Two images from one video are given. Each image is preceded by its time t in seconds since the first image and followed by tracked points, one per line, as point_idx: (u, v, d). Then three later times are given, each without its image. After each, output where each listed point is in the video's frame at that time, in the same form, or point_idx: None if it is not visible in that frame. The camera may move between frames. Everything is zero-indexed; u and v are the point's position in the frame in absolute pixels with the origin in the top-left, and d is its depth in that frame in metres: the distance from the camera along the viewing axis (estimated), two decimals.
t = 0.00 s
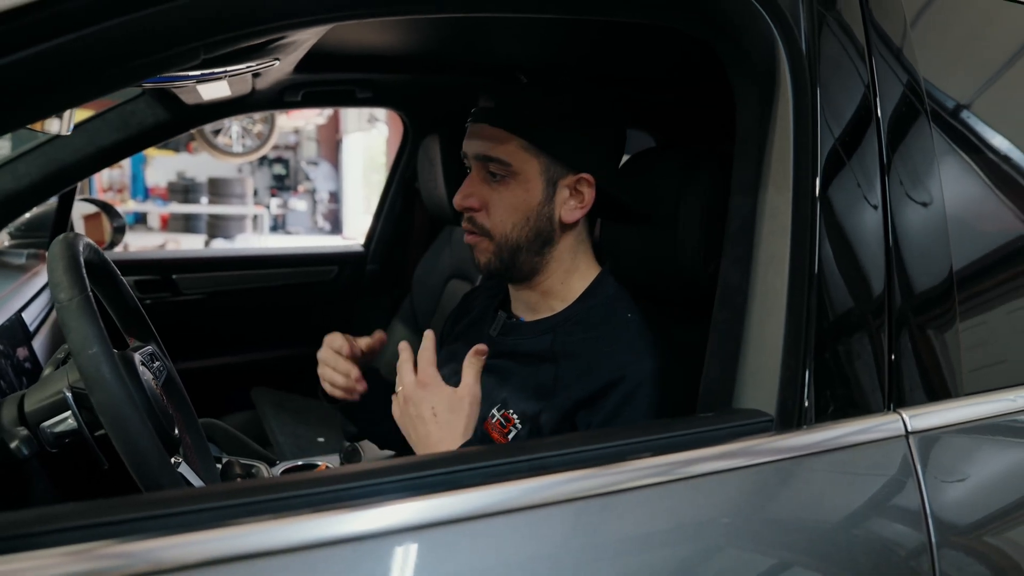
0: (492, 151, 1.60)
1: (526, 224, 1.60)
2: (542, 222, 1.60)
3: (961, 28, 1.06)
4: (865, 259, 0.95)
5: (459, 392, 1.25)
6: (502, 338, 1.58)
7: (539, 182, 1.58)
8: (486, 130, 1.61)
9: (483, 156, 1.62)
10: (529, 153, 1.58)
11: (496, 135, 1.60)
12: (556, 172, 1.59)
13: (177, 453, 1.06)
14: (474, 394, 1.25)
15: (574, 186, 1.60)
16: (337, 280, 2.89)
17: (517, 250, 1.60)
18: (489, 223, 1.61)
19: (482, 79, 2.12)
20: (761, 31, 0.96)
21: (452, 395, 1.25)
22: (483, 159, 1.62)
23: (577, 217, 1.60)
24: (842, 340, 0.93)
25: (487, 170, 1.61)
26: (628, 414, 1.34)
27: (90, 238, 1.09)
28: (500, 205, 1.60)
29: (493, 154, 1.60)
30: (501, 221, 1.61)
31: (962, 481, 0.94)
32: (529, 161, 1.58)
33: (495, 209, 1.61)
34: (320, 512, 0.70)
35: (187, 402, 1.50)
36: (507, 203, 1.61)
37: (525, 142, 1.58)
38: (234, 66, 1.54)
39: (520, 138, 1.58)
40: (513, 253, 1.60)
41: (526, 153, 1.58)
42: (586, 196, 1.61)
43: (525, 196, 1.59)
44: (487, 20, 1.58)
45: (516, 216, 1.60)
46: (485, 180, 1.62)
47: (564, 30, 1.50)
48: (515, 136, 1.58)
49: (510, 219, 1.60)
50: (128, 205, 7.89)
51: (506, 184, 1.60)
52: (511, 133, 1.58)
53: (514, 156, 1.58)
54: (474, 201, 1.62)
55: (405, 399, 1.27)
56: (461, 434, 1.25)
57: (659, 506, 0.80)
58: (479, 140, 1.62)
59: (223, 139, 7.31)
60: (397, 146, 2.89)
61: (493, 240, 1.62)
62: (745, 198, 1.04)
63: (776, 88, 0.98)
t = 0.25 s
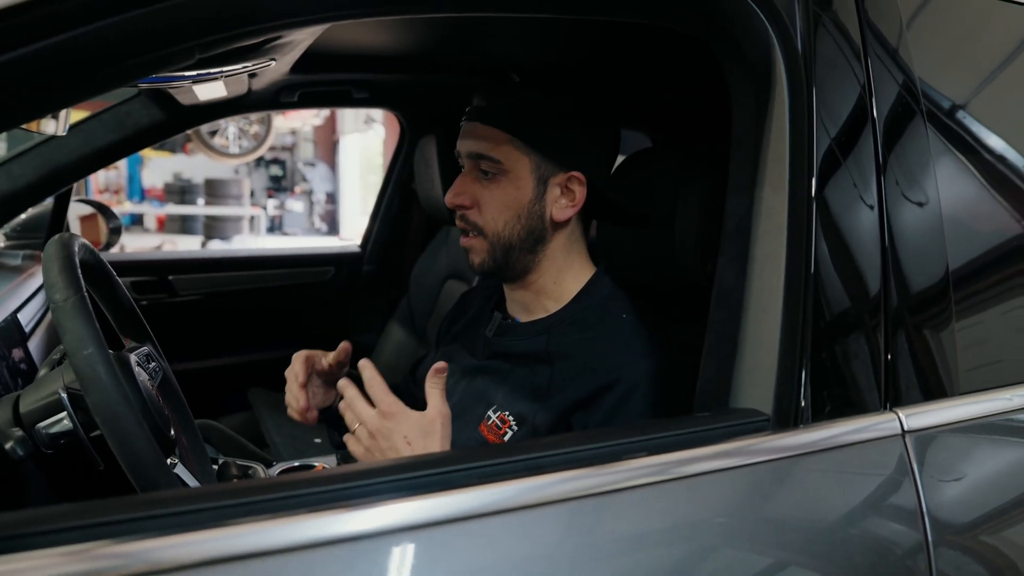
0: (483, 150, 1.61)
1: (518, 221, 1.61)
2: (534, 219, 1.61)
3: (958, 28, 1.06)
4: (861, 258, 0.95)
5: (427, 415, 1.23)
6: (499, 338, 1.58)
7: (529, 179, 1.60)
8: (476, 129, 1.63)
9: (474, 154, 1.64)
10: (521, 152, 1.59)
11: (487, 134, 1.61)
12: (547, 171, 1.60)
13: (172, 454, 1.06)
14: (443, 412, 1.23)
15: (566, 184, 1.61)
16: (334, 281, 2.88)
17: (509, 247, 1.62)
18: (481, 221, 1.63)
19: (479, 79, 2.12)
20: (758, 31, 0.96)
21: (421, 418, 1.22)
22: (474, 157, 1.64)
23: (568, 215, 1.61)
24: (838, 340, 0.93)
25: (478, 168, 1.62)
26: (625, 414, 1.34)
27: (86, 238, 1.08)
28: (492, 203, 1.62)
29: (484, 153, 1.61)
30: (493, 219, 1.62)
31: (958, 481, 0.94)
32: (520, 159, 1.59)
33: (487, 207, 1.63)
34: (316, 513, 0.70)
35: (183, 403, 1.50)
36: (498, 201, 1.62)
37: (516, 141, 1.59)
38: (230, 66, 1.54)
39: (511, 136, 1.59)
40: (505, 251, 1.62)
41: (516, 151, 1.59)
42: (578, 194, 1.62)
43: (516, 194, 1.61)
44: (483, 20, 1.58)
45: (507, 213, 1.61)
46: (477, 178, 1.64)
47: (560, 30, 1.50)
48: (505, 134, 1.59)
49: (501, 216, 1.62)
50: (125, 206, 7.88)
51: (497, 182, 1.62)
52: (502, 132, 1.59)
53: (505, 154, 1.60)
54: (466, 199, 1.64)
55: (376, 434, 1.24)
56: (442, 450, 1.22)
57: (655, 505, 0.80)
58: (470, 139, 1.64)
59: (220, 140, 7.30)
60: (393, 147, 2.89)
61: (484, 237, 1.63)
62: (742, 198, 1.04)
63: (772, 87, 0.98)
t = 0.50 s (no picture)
0: (479, 151, 1.61)
1: (516, 221, 1.60)
2: (531, 219, 1.60)
3: (956, 27, 1.06)
4: (860, 257, 0.95)
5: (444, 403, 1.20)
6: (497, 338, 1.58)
7: (525, 179, 1.59)
8: (471, 130, 1.62)
9: (470, 155, 1.63)
10: (516, 152, 1.58)
11: (482, 135, 1.60)
12: (544, 171, 1.59)
13: (171, 453, 1.06)
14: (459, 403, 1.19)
15: (563, 183, 1.60)
16: (332, 281, 2.88)
17: (506, 247, 1.61)
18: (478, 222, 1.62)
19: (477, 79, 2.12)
20: (757, 29, 0.96)
21: (438, 407, 1.19)
22: (470, 158, 1.63)
23: (565, 214, 1.60)
24: (837, 338, 0.93)
25: (475, 169, 1.62)
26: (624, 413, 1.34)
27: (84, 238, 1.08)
28: (489, 204, 1.61)
29: (480, 154, 1.61)
30: (490, 219, 1.61)
31: (957, 479, 0.94)
32: (516, 159, 1.59)
33: (484, 207, 1.62)
34: (315, 512, 0.70)
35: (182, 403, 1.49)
36: (495, 201, 1.61)
37: (511, 141, 1.58)
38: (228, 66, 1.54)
39: (507, 137, 1.58)
40: (503, 251, 1.61)
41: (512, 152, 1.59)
42: (574, 192, 1.61)
43: (513, 194, 1.60)
44: (482, 20, 1.58)
45: (504, 213, 1.61)
46: (473, 179, 1.63)
47: (559, 30, 1.50)
48: (501, 135, 1.59)
49: (498, 217, 1.61)
50: (122, 207, 7.86)
51: (494, 183, 1.61)
52: (497, 132, 1.59)
53: (500, 154, 1.59)
54: (463, 200, 1.63)
55: (389, 418, 1.21)
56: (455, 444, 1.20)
57: (655, 503, 0.80)
58: (465, 140, 1.63)
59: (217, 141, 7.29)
60: (391, 147, 2.89)
61: (482, 238, 1.62)
62: (741, 196, 1.04)
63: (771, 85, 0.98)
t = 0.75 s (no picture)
0: (479, 149, 1.60)
1: (516, 220, 1.59)
2: (531, 217, 1.59)
3: (957, 26, 1.06)
4: (861, 257, 0.95)
5: (455, 399, 1.16)
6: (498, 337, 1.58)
7: (525, 178, 1.58)
8: (471, 129, 1.61)
9: (470, 154, 1.62)
10: (516, 150, 1.58)
11: (482, 133, 1.60)
12: (544, 169, 1.58)
13: (171, 453, 1.05)
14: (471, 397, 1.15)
15: (563, 182, 1.60)
16: (331, 280, 2.88)
17: (506, 246, 1.59)
18: (477, 221, 1.61)
19: (476, 77, 2.12)
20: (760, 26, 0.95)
21: (450, 403, 1.15)
22: (470, 158, 1.62)
23: (565, 213, 1.59)
24: (838, 338, 0.93)
25: (474, 168, 1.60)
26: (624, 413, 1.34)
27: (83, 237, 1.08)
28: (488, 202, 1.60)
29: (480, 152, 1.59)
30: (490, 218, 1.60)
31: (957, 479, 0.94)
32: (516, 158, 1.58)
33: (483, 206, 1.61)
34: (315, 512, 0.69)
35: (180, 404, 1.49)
36: (494, 200, 1.60)
37: (511, 139, 1.58)
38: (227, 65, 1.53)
39: (506, 135, 1.58)
40: (503, 250, 1.60)
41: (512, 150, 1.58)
42: (574, 192, 1.60)
43: (513, 192, 1.59)
44: (481, 19, 1.58)
45: (504, 212, 1.59)
46: (473, 178, 1.62)
47: (558, 29, 1.49)
48: (501, 133, 1.58)
49: (498, 216, 1.60)
50: (121, 207, 7.86)
51: (493, 182, 1.60)
52: (497, 131, 1.58)
53: (500, 153, 1.58)
54: (463, 199, 1.62)
55: (400, 410, 1.18)
56: (466, 441, 1.18)
57: (655, 504, 0.80)
58: (465, 139, 1.62)
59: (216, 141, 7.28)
60: (390, 146, 2.89)
61: (482, 237, 1.61)
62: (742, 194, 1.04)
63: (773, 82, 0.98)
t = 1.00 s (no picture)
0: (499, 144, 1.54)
1: (534, 219, 1.53)
2: (548, 214, 1.54)
3: (961, 20, 1.05)
4: (863, 255, 0.95)
5: (434, 429, 1.20)
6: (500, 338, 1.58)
7: (545, 174, 1.53)
8: (491, 124, 1.57)
9: (489, 150, 1.56)
10: (535, 144, 1.53)
11: (502, 128, 1.55)
12: (556, 166, 1.54)
13: (173, 455, 1.05)
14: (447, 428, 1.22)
15: (578, 180, 1.55)
16: (331, 281, 2.88)
17: (525, 245, 1.53)
18: (495, 218, 1.53)
19: (475, 77, 2.12)
20: (762, 25, 0.95)
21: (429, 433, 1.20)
22: (489, 153, 1.56)
23: (579, 212, 1.55)
24: (840, 337, 0.93)
25: (494, 163, 1.55)
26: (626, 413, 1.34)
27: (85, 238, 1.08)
28: (506, 200, 1.53)
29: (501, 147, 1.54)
30: (508, 216, 1.53)
31: (958, 478, 0.93)
32: (537, 153, 1.53)
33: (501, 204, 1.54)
34: (317, 514, 0.69)
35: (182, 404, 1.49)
36: (512, 198, 1.54)
37: (533, 134, 1.54)
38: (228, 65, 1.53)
39: (528, 130, 1.54)
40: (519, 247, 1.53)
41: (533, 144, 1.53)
42: (588, 191, 1.56)
43: (532, 190, 1.53)
44: (482, 19, 1.58)
45: (523, 210, 1.53)
46: (491, 174, 1.56)
47: (559, 28, 1.49)
48: (523, 128, 1.54)
49: (516, 213, 1.53)
50: (120, 208, 7.86)
51: (512, 178, 1.54)
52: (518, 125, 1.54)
53: (521, 148, 1.54)
54: (480, 196, 1.55)
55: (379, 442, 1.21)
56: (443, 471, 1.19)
57: (657, 505, 0.80)
58: (484, 134, 1.57)
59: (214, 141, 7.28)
60: (390, 146, 2.89)
61: (499, 236, 1.53)
62: (745, 194, 1.04)
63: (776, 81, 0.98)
